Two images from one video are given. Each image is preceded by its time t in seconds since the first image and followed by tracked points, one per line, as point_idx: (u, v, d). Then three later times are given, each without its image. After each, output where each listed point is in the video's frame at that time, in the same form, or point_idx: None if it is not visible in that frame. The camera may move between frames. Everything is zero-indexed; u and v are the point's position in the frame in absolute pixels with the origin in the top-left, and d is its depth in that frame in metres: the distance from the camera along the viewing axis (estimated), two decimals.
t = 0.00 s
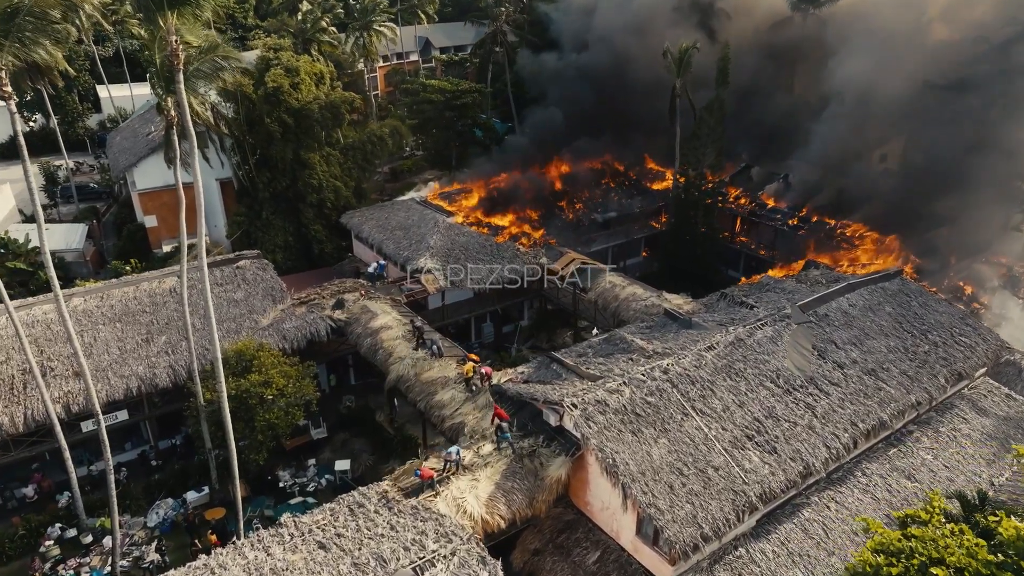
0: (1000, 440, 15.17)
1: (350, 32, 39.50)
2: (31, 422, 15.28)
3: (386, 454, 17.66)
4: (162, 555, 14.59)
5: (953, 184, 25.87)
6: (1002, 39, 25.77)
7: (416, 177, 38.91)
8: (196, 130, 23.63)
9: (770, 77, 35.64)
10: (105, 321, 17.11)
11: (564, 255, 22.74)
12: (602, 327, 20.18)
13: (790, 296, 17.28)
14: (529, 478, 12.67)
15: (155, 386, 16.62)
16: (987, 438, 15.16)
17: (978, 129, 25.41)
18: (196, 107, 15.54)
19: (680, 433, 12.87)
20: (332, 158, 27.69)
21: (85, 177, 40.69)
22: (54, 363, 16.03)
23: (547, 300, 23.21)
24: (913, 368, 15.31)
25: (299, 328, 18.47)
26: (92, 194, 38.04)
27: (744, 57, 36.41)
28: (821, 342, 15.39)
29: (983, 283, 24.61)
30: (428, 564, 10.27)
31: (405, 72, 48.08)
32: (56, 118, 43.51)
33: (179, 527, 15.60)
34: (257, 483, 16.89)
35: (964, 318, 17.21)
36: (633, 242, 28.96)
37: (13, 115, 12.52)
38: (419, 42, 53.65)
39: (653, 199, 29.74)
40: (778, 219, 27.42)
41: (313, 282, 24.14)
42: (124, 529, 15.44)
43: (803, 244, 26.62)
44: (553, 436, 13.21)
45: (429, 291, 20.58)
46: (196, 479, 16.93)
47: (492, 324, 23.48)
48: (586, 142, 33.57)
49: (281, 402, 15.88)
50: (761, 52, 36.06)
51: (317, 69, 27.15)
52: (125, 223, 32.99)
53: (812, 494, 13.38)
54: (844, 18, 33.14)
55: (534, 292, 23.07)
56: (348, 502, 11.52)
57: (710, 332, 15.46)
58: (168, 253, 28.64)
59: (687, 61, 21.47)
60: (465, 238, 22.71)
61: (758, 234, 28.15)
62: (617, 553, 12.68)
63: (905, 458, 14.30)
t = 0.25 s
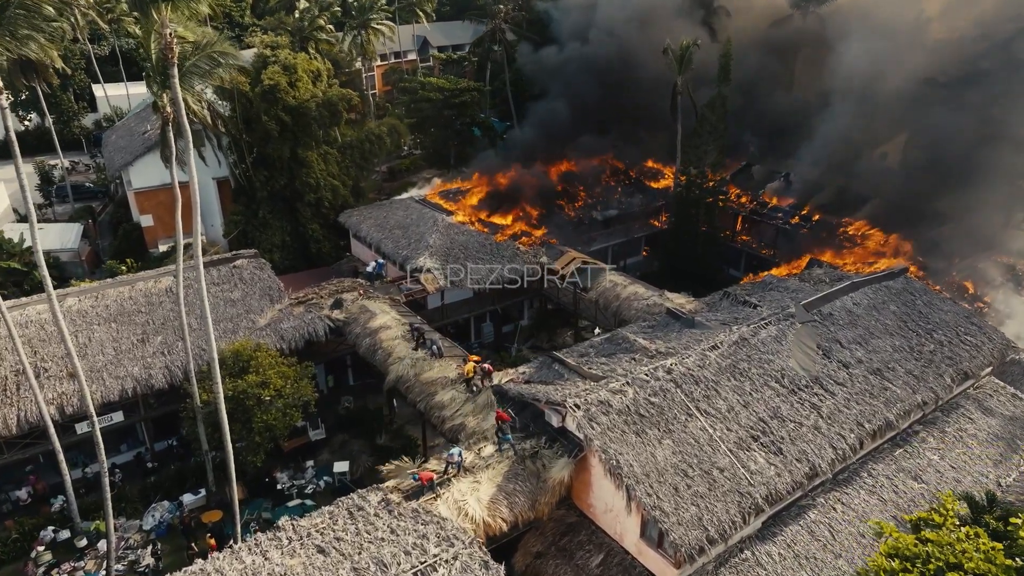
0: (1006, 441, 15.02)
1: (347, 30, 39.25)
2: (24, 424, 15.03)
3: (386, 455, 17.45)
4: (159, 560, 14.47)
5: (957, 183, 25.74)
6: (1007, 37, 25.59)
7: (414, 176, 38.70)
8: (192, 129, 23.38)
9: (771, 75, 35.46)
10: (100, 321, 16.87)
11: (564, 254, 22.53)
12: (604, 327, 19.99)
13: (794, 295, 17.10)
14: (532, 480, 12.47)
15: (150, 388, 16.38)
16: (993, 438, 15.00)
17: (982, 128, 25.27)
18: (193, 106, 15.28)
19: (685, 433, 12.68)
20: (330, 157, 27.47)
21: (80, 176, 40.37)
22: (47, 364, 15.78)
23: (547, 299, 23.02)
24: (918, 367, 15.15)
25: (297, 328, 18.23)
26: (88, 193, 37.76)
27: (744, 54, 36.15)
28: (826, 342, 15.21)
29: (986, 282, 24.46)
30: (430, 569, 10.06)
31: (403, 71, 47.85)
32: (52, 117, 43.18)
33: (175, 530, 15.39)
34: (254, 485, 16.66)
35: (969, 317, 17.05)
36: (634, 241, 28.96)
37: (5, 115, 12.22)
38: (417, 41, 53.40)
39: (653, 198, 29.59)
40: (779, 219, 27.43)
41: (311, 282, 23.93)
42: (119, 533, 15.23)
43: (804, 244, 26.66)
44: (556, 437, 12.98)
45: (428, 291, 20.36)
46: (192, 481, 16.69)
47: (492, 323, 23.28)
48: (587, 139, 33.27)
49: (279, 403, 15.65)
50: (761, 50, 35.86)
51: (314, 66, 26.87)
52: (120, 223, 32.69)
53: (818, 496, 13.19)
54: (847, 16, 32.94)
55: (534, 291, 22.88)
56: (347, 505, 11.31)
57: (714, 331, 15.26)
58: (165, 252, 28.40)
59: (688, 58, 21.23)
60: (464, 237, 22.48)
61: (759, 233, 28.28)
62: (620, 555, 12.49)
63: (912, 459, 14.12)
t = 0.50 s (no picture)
0: (1013, 441, 14.85)
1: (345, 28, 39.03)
2: (17, 426, 14.78)
3: (385, 457, 17.23)
4: (153, 564, 14.19)
5: (962, 182, 25.77)
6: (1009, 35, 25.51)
7: (412, 176, 38.49)
8: (188, 127, 23.14)
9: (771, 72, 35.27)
10: (95, 321, 16.63)
11: (565, 253, 22.33)
12: (605, 326, 19.81)
13: (798, 294, 16.92)
14: (534, 482, 12.26)
15: (146, 389, 16.15)
16: (1000, 438, 14.83)
17: (986, 128, 25.26)
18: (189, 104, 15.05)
19: (689, 434, 12.49)
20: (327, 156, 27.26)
21: (76, 175, 40.09)
22: (41, 365, 15.53)
23: (547, 299, 22.81)
24: (924, 367, 14.98)
25: (295, 328, 18.01)
26: (84, 193, 37.49)
27: (744, 51, 35.91)
28: (831, 341, 15.04)
29: (989, 280, 24.34)
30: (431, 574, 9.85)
31: (401, 69, 47.64)
32: (47, 116, 42.89)
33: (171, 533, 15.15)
34: (251, 487, 16.43)
35: (974, 315, 16.91)
36: (635, 240, 28.84)
37: None
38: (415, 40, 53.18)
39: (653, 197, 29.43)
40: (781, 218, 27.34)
41: (309, 281, 23.71)
42: (114, 536, 14.99)
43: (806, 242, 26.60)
44: (558, 438, 12.75)
45: (427, 290, 20.14)
46: (189, 483, 16.46)
47: (492, 323, 23.08)
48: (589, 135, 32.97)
49: (276, 404, 15.42)
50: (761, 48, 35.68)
51: (312, 64, 26.62)
52: (116, 222, 32.44)
53: (824, 497, 13.00)
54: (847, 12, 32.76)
55: (534, 291, 22.68)
56: (346, 508, 11.09)
57: (717, 331, 15.07)
58: (161, 252, 28.14)
59: (689, 55, 21.03)
60: (463, 236, 22.27)
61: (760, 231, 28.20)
62: (624, 559, 12.28)
63: (918, 460, 13.93)
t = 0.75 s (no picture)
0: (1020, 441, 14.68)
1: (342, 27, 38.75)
2: (10, 428, 14.52)
3: (384, 459, 17.01)
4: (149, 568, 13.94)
5: (966, 182, 25.77)
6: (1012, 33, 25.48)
7: (411, 175, 38.23)
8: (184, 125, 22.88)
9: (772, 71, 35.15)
10: (89, 322, 16.38)
11: (566, 252, 22.12)
12: (606, 326, 19.61)
13: (802, 293, 16.72)
14: (537, 485, 12.05)
15: (142, 390, 15.91)
16: (1007, 439, 14.66)
17: (990, 127, 25.27)
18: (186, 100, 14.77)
19: (694, 435, 12.30)
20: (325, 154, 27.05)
21: (71, 175, 39.75)
22: (34, 366, 15.27)
23: (547, 298, 22.60)
24: (931, 366, 14.80)
25: (292, 328, 17.77)
26: (79, 192, 37.16)
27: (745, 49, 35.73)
28: (836, 341, 14.85)
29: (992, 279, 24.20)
30: None
31: (399, 69, 47.37)
32: (42, 116, 42.58)
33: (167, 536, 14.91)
34: (248, 490, 16.19)
35: (979, 314, 16.74)
36: (636, 240, 28.61)
37: None
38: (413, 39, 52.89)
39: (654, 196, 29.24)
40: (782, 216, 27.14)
41: (307, 281, 23.48)
42: (109, 540, 14.73)
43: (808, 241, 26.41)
44: (560, 440, 12.51)
45: (427, 290, 19.93)
46: (186, 486, 16.21)
47: (492, 323, 22.86)
48: (588, 133, 32.77)
49: (274, 405, 15.19)
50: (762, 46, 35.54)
51: (309, 61, 26.37)
52: (112, 222, 32.14)
53: (831, 499, 12.80)
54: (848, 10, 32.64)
55: (535, 290, 22.47)
56: (346, 512, 10.87)
57: (721, 331, 14.85)
58: (157, 252, 27.87)
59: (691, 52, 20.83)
60: (463, 235, 22.05)
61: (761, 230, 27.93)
62: (628, 562, 12.07)
63: (925, 461, 13.75)
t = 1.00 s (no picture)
0: None
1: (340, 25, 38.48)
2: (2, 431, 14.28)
3: (384, 460, 16.79)
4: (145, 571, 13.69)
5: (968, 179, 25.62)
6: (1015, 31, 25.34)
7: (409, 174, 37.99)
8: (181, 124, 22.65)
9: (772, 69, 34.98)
10: (84, 322, 16.14)
11: (567, 251, 21.94)
12: (608, 326, 19.42)
13: (806, 292, 16.53)
14: (540, 487, 11.85)
15: (137, 392, 15.67)
16: (1014, 439, 14.49)
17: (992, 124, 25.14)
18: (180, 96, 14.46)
19: (700, 436, 12.10)
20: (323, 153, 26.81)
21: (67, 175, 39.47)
22: (28, 368, 15.03)
23: (548, 298, 22.40)
24: (937, 366, 14.62)
25: (291, 328, 17.55)
26: (75, 192, 36.89)
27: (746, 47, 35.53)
28: (842, 340, 14.65)
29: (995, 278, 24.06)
30: None
31: (397, 67, 47.15)
32: (38, 115, 42.31)
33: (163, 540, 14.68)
34: (246, 492, 15.97)
35: (985, 313, 16.56)
36: (636, 239, 28.42)
37: None
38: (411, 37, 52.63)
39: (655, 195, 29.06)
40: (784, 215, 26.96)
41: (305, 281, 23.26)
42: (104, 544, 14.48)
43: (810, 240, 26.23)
44: (563, 441, 12.32)
45: (426, 289, 19.74)
46: (182, 488, 15.98)
47: (492, 323, 22.66)
48: (588, 132, 32.58)
49: (272, 407, 14.96)
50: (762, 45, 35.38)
51: (307, 59, 26.11)
52: (108, 221, 31.88)
53: (838, 501, 12.62)
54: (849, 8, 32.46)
55: (535, 290, 22.28)
56: (345, 515, 10.65)
57: (726, 330, 14.65)
58: (153, 251, 27.62)
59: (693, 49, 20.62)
60: (462, 234, 21.83)
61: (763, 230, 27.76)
62: (632, 565, 11.87)
63: (933, 462, 13.56)
